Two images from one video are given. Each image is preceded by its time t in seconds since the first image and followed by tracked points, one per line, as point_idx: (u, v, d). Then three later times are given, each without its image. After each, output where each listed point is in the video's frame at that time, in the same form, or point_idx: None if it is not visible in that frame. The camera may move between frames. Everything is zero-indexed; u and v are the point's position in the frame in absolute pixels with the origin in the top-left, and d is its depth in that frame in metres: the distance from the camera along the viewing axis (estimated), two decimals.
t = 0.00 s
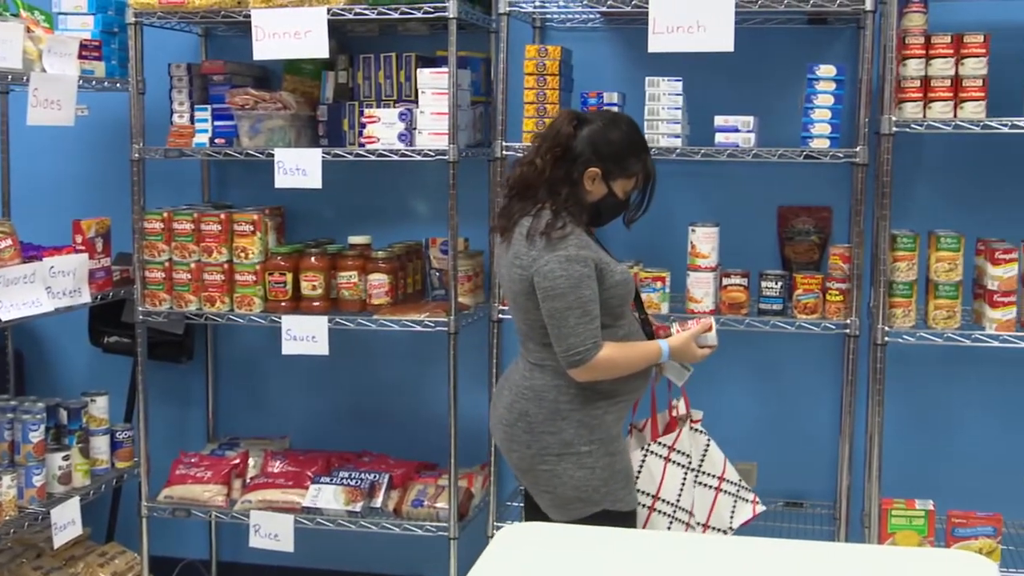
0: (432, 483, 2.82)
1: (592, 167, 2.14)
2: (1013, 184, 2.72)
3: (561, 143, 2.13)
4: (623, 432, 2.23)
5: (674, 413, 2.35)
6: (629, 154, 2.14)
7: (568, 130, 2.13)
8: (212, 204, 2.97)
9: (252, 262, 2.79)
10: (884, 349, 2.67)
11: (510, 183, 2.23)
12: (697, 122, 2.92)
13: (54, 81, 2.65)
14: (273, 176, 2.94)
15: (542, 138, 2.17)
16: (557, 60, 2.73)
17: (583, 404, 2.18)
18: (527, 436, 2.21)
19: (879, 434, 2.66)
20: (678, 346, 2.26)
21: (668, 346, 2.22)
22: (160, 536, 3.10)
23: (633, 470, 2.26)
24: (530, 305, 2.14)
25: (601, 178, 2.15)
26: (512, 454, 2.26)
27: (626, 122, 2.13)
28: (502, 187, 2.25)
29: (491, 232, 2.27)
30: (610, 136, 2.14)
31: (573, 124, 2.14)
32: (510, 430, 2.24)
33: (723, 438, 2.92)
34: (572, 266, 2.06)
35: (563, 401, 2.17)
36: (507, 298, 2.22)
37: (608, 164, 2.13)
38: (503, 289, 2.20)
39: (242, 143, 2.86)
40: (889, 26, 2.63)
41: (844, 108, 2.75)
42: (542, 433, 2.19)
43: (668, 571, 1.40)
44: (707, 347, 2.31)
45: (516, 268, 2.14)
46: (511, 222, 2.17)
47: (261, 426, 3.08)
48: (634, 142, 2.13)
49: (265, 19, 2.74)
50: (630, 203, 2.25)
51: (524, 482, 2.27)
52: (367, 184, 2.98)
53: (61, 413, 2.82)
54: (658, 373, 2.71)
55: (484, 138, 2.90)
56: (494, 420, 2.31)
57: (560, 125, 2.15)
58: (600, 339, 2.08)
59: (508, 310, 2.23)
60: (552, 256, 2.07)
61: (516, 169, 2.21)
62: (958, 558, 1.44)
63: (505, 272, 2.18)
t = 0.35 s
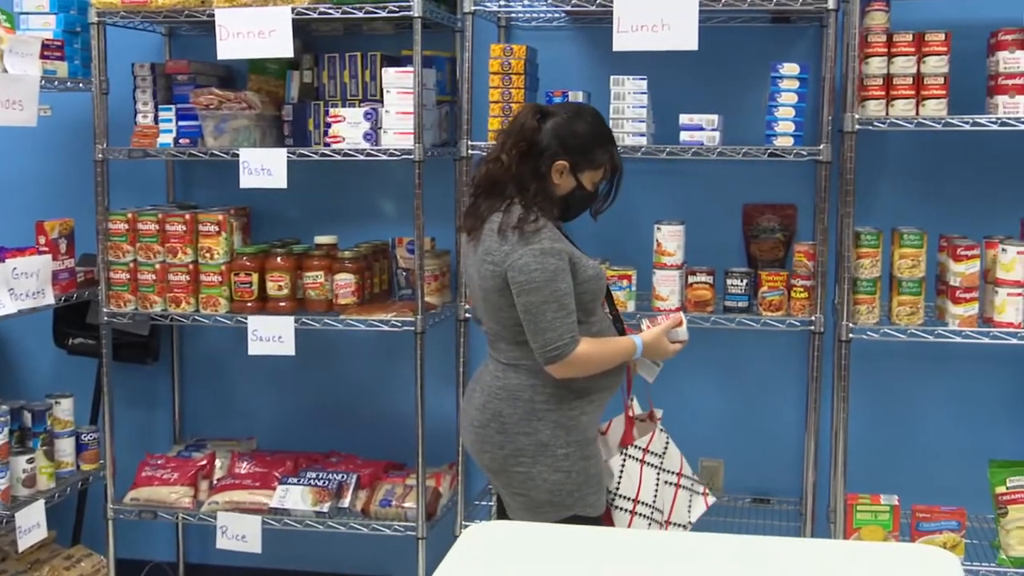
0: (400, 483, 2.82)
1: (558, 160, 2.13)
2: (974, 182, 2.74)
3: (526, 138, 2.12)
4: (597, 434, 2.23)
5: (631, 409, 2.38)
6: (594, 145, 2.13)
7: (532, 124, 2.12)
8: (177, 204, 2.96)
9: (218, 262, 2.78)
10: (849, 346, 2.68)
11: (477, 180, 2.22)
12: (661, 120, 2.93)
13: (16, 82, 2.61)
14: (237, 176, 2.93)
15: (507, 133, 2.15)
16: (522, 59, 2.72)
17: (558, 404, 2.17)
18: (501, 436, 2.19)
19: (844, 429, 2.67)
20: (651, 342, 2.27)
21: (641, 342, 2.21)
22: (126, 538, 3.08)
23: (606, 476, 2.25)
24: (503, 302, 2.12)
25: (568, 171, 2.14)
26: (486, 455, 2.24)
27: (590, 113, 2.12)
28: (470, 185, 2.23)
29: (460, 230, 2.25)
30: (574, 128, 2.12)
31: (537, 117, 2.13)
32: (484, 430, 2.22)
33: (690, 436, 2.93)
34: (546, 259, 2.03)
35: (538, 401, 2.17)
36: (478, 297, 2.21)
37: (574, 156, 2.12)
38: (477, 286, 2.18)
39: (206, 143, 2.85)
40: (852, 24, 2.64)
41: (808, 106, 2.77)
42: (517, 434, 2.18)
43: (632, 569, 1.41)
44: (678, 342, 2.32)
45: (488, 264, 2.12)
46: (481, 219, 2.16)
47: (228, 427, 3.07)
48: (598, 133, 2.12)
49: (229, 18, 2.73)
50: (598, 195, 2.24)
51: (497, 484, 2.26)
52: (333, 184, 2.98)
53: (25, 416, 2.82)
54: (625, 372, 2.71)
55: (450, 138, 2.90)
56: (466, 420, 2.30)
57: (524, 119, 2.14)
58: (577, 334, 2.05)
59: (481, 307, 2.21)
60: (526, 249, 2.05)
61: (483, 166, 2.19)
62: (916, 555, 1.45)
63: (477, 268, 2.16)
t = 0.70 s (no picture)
0: (375, 483, 2.82)
1: (542, 162, 2.10)
2: (944, 182, 2.76)
3: (511, 139, 2.10)
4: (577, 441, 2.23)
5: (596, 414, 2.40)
6: (578, 148, 2.11)
7: (516, 125, 2.10)
8: (150, 204, 2.95)
9: (191, 262, 2.77)
10: (821, 345, 2.69)
11: (456, 183, 2.17)
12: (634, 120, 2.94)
13: None
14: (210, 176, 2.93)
15: (490, 134, 2.12)
16: (495, 59, 2.72)
17: (543, 411, 2.16)
18: (486, 445, 2.16)
19: (816, 427, 2.67)
20: (631, 352, 2.26)
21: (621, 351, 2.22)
22: (99, 540, 3.07)
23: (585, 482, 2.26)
24: (486, 307, 2.09)
25: (551, 174, 2.12)
26: (467, 464, 2.20)
27: (573, 115, 2.11)
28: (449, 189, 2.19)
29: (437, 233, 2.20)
30: (557, 130, 2.11)
31: (521, 118, 2.10)
32: (466, 438, 2.18)
33: (664, 435, 2.93)
34: (533, 263, 2.01)
35: (524, 408, 2.15)
36: (456, 301, 2.17)
37: (558, 158, 2.10)
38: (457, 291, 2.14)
39: (179, 143, 2.84)
40: (823, 24, 2.65)
41: (780, 106, 2.77)
42: (502, 442, 2.16)
43: (604, 570, 1.40)
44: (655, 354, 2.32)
45: (470, 268, 2.08)
46: (462, 223, 2.11)
47: (202, 428, 3.06)
48: (581, 135, 2.11)
49: (202, 18, 2.72)
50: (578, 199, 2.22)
51: (478, 493, 2.22)
52: (306, 184, 2.98)
53: None
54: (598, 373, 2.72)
55: (424, 138, 2.90)
56: (444, 427, 2.25)
57: (507, 120, 2.11)
58: (561, 340, 2.04)
59: (459, 313, 2.17)
60: (512, 253, 2.02)
61: (464, 168, 2.15)
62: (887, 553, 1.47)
63: (457, 273, 2.12)
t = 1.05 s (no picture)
0: (348, 481, 2.81)
1: (524, 164, 2.07)
2: (914, 179, 2.78)
3: (492, 141, 2.07)
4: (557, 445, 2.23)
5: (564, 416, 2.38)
6: (559, 150, 2.09)
7: (497, 126, 2.06)
8: (121, 202, 2.94)
9: (162, 261, 2.76)
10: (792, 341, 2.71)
11: (436, 185, 2.15)
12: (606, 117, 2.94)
13: None
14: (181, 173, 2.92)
15: (470, 136, 2.09)
16: (467, 57, 2.72)
17: (525, 416, 2.15)
18: (469, 450, 2.14)
19: (787, 424, 2.69)
20: (610, 361, 2.23)
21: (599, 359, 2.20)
22: (71, 539, 3.05)
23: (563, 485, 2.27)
24: (468, 311, 2.07)
25: (532, 176, 2.09)
26: (449, 469, 2.18)
27: (553, 116, 2.08)
28: (428, 191, 2.17)
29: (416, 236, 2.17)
30: (538, 131, 2.08)
31: (502, 120, 2.07)
32: (447, 443, 2.16)
33: (636, 431, 2.94)
34: (516, 268, 1.99)
35: (507, 413, 2.14)
36: (434, 305, 2.14)
37: (539, 161, 2.07)
38: (436, 295, 2.11)
39: (150, 140, 2.83)
40: (794, 23, 2.66)
41: (751, 104, 2.78)
42: (485, 447, 2.14)
43: (571, 569, 1.40)
44: (632, 363, 2.27)
45: (452, 272, 2.05)
46: (442, 226, 2.09)
47: (174, 426, 3.05)
48: (563, 136, 2.08)
49: (172, 15, 2.71)
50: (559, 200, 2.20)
51: (458, 497, 2.21)
52: (278, 182, 2.97)
53: None
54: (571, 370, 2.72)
55: (396, 135, 2.90)
56: (422, 432, 2.22)
57: (489, 122, 2.08)
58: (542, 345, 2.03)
59: (438, 317, 2.14)
60: (495, 257, 2.00)
61: (444, 170, 2.13)
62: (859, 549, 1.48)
63: (438, 277, 2.09)
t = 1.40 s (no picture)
0: (322, 479, 2.81)
1: (502, 163, 2.05)
2: (884, 173, 2.80)
3: (467, 139, 2.04)
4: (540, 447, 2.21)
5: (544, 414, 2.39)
6: (536, 146, 2.06)
7: (473, 124, 2.03)
8: (92, 200, 2.92)
9: (134, 259, 2.75)
10: (764, 336, 2.72)
11: (413, 185, 2.12)
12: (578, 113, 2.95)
13: None
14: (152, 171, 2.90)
15: (446, 134, 2.06)
16: (439, 53, 2.72)
17: (506, 418, 2.13)
18: (449, 451, 2.13)
19: (760, 418, 2.69)
20: (594, 360, 2.21)
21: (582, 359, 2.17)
22: (45, 539, 3.04)
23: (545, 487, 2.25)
24: (447, 311, 2.05)
25: (510, 173, 2.07)
26: (429, 471, 2.17)
27: (529, 112, 2.05)
28: (406, 191, 2.14)
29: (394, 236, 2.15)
30: (515, 128, 2.05)
31: (477, 117, 2.04)
32: (427, 444, 2.15)
33: (611, 427, 2.95)
34: (494, 267, 1.97)
35: (487, 414, 2.12)
36: (414, 305, 2.12)
37: (516, 158, 2.05)
38: (416, 296, 2.09)
39: (121, 138, 2.81)
40: (765, 18, 2.66)
41: (723, 100, 2.79)
42: (465, 449, 2.13)
43: (537, 565, 1.39)
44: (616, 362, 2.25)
45: (430, 272, 2.03)
46: (420, 227, 2.06)
47: (148, 425, 3.04)
48: (540, 133, 2.05)
49: (142, 11, 2.70)
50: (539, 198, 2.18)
51: (439, 499, 2.20)
52: (250, 180, 2.96)
53: None
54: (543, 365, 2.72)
55: (368, 132, 2.89)
56: (403, 433, 2.21)
57: (463, 120, 2.05)
58: (521, 345, 2.01)
59: (419, 317, 2.13)
60: (472, 257, 1.98)
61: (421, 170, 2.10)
62: (837, 546, 1.46)
63: (417, 277, 2.07)
